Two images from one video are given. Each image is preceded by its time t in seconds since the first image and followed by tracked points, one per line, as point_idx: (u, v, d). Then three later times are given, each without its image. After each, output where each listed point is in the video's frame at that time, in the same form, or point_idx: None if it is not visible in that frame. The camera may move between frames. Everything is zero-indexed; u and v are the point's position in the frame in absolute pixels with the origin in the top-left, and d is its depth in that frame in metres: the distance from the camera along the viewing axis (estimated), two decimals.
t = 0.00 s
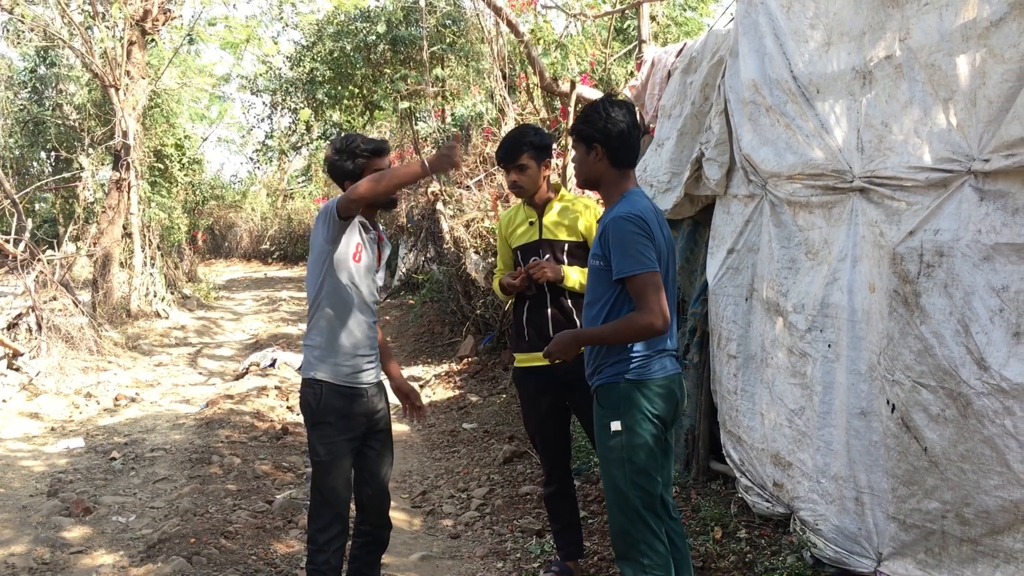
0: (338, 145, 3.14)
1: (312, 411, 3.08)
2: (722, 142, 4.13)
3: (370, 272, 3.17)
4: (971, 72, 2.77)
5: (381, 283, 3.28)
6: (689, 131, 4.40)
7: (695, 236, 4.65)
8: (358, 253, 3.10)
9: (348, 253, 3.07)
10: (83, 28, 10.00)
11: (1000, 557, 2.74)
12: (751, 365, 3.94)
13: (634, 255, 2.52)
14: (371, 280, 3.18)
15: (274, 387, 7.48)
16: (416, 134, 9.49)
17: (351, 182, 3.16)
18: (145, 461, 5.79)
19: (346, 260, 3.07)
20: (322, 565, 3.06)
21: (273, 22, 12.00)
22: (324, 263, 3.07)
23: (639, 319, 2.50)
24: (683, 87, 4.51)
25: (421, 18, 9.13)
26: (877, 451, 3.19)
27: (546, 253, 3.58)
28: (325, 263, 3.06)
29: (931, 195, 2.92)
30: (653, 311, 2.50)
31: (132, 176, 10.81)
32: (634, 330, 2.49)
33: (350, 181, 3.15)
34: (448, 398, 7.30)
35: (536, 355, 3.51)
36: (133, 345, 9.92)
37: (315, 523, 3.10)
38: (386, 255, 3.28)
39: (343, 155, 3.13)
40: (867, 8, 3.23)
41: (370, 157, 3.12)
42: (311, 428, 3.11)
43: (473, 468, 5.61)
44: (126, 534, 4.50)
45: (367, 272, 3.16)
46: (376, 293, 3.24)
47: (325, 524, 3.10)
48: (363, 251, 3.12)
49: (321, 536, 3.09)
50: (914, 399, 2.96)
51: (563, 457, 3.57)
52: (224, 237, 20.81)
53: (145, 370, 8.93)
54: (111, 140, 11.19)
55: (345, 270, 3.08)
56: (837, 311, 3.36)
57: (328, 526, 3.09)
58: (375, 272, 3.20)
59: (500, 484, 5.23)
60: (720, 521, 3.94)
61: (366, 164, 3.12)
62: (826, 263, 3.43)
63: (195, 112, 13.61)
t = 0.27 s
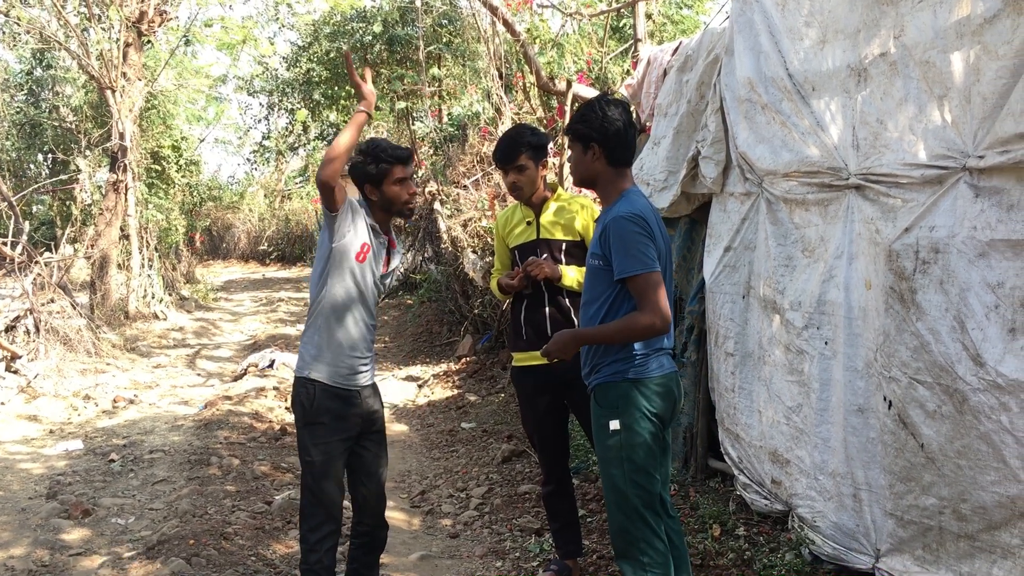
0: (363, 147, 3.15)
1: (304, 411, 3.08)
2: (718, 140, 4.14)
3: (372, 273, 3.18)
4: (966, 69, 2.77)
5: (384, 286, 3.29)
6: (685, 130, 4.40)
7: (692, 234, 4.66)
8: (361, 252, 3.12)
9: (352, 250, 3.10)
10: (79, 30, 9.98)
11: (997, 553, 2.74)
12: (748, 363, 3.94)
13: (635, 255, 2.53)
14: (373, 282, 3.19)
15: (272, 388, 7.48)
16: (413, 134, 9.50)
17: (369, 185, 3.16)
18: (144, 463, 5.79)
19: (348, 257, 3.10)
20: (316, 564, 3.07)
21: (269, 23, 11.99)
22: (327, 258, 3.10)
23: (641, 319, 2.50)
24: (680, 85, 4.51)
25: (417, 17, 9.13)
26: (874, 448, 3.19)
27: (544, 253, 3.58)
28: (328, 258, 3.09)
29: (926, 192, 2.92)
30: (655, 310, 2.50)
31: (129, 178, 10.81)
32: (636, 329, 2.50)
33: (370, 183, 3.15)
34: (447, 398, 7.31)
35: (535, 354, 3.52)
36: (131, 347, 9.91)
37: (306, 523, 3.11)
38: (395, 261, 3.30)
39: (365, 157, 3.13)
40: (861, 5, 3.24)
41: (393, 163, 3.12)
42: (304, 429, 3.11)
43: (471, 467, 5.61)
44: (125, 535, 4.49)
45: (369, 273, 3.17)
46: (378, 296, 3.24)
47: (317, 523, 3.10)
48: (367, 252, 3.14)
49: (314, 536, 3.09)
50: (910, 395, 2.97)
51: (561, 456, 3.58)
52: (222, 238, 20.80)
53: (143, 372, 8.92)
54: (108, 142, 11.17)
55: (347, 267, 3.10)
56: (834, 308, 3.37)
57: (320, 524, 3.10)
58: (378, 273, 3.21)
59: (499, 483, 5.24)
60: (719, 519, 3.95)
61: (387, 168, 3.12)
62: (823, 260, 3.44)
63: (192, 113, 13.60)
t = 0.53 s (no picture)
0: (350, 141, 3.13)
1: (297, 411, 3.09)
2: (714, 140, 4.15)
3: (366, 272, 3.18)
4: (960, 68, 2.78)
5: (380, 285, 3.29)
6: (681, 129, 4.40)
7: (688, 233, 4.66)
8: (354, 252, 3.12)
9: (343, 250, 3.10)
10: (75, 31, 9.96)
11: (992, 550, 2.75)
12: (745, 362, 3.95)
13: (633, 256, 2.53)
14: (368, 281, 3.19)
15: (269, 388, 7.47)
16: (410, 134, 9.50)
17: (360, 179, 3.15)
18: (141, 464, 5.78)
19: (341, 257, 3.10)
20: (311, 564, 3.07)
21: (265, 23, 11.98)
22: (319, 259, 3.11)
23: (638, 319, 2.50)
24: (675, 85, 4.51)
25: (413, 18, 9.14)
26: (870, 446, 3.20)
27: (541, 253, 3.58)
28: (319, 259, 3.10)
29: (921, 191, 2.93)
30: (651, 311, 2.51)
31: (125, 179, 10.81)
32: (632, 329, 2.50)
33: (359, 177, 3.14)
34: (444, 398, 7.31)
35: (531, 354, 3.52)
36: (128, 348, 9.90)
37: (300, 522, 3.10)
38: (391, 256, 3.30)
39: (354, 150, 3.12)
40: (856, 4, 3.24)
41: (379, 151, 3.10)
42: (297, 428, 3.11)
43: (469, 467, 5.61)
44: (122, 536, 4.49)
45: (364, 272, 3.17)
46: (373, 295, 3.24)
47: (312, 523, 3.10)
48: (360, 251, 3.14)
49: (309, 535, 3.09)
50: (906, 393, 2.97)
51: (558, 455, 3.58)
52: (219, 238, 20.78)
53: (140, 373, 8.91)
54: (104, 143, 11.16)
55: (340, 267, 3.10)
56: (830, 307, 3.37)
57: (315, 523, 3.10)
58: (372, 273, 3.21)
59: (496, 483, 5.24)
60: (715, 518, 3.95)
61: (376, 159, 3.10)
62: (818, 259, 3.44)
63: (189, 114, 13.58)
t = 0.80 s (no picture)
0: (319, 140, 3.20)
1: (302, 415, 3.11)
2: (710, 143, 4.15)
3: (361, 275, 3.17)
4: (954, 72, 2.79)
5: (379, 284, 3.28)
6: (677, 132, 4.41)
7: (684, 237, 4.66)
8: (343, 257, 3.11)
9: (331, 257, 3.09)
10: (71, 33, 9.95)
11: (986, 553, 2.76)
12: (740, 365, 3.96)
13: (627, 260, 2.53)
14: (364, 283, 3.18)
15: (266, 391, 7.46)
16: (406, 137, 9.51)
17: (334, 172, 3.18)
18: (137, 467, 5.76)
19: (330, 265, 3.09)
20: (312, 568, 3.05)
21: (262, 25, 11.98)
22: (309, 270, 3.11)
23: (632, 322, 2.50)
24: (671, 88, 4.52)
25: (410, 20, 9.15)
26: (865, 448, 3.21)
27: (537, 256, 3.59)
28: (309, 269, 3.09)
29: (916, 194, 2.94)
30: (645, 315, 2.51)
31: (121, 181, 10.80)
32: (626, 333, 2.50)
33: (332, 171, 3.18)
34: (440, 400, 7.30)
35: (527, 357, 3.52)
36: (124, 350, 9.88)
37: (303, 526, 3.10)
38: (384, 250, 3.31)
39: (324, 146, 3.18)
40: (851, 8, 3.25)
41: (349, 142, 3.16)
42: (302, 432, 3.13)
43: (465, 470, 5.61)
44: (118, 539, 4.48)
45: (358, 275, 3.16)
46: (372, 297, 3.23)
47: (314, 527, 3.09)
48: (350, 256, 3.13)
49: (310, 539, 3.08)
50: (901, 396, 2.98)
51: (554, 458, 3.58)
52: (215, 241, 20.75)
53: (136, 375, 8.89)
54: (100, 145, 11.15)
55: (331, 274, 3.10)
56: (825, 310, 3.38)
57: (316, 528, 3.09)
58: (368, 275, 3.20)
59: (493, 485, 5.24)
60: (711, 520, 3.95)
61: (344, 151, 3.15)
62: (814, 262, 3.45)
63: (185, 116, 13.57)
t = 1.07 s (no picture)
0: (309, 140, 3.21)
1: (302, 419, 3.11)
2: (707, 147, 4.16)
3: (354, 279, 3.16)
4: (951, 77, 2.80)
5: (377, 285, 3.26)
6: (675, 136, 4.41)
7: (681, 240, 4.67)
8: (331, 265, 3.12)
9: (319, 266, 3.10)
10: (69, 34, 9.94)
11: (983, 557, 2.76)
12: (737, 368, 3.96)
13: (623, 262, 2.53)
14: (359, 286, 3.17)
15: (263, 393, 7.46)
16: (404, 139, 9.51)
17: (324, 173, 3.19)
18: (133, 469, 5.75)
19: (318, 273, 3.10)
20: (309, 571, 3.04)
21: (260, 28, 11.97)
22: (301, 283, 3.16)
23: (627, 326, 2.50)
24: (669, 92, 4.53)
25: (408, 23, 9.15)
26: (861, 452, 3.21)
27: (534, 259, 3.59)
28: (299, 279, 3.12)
29: (913, 199, 2.95)
30: (640, 318, 2.50)
31: (119, 183, 10.79)
32: (623, 336, 2.50)
33: (323, 172, 3.18)
34: (437, 403, 7.30)
35: (524, 360, 3.52)
36: (121, 352, 9.86)
37: (304, 529, 3.09)
38: (376, 250, 3.28)
39: (315, 146, 3.18)
40: (848, 13, 3.26)
41: (341, 143, 3.17)
42: (304, 435, 3.12)
43: (462, 472, 5.61)
44: (115, 542, 4.47)
45: (350, 278, 3.15)
46: (369, 299, 3.21)
47: (315, 530, 3.08)
48: (338, 263, 3.13)
49: (311, 543, 3.07)
50: (897, 400, 2.98)
51: (551, 461, 3.58)
52: (213, 242, 20.73)
53: (133, 377, 8.87)
54: (98, 147, 11.14)
55: (321, 282, 3.11)
56: (822, 314, 3.38)
57: (318, 531, 3.08)
58: (362, 279, 3.18)
59: (490, 488, 5.23)
60: (708, 524, 3.95)
61: (337, 151, 3.17)
62: (811, 266, 3.46)
63: (183, 118, 13.57)
